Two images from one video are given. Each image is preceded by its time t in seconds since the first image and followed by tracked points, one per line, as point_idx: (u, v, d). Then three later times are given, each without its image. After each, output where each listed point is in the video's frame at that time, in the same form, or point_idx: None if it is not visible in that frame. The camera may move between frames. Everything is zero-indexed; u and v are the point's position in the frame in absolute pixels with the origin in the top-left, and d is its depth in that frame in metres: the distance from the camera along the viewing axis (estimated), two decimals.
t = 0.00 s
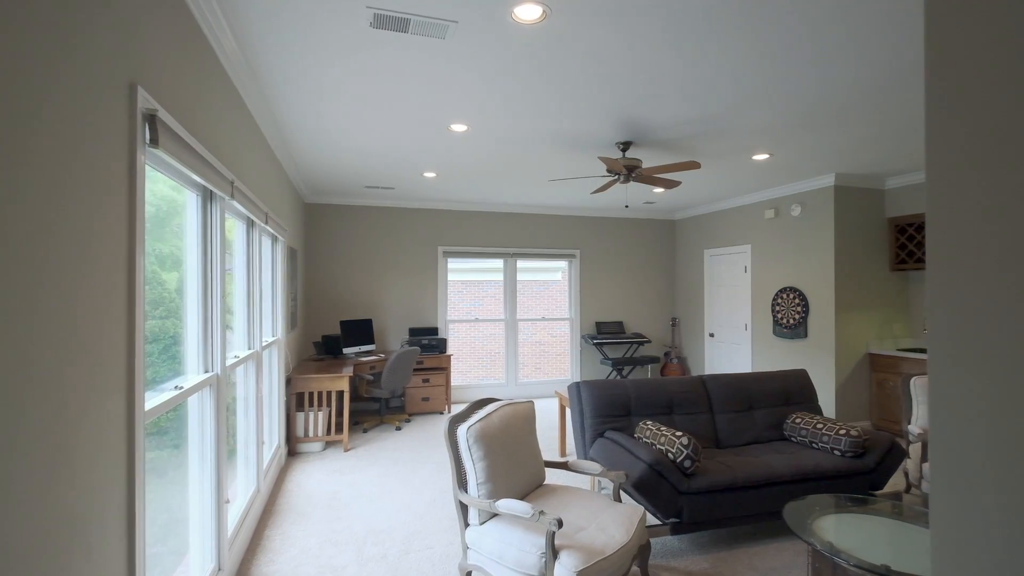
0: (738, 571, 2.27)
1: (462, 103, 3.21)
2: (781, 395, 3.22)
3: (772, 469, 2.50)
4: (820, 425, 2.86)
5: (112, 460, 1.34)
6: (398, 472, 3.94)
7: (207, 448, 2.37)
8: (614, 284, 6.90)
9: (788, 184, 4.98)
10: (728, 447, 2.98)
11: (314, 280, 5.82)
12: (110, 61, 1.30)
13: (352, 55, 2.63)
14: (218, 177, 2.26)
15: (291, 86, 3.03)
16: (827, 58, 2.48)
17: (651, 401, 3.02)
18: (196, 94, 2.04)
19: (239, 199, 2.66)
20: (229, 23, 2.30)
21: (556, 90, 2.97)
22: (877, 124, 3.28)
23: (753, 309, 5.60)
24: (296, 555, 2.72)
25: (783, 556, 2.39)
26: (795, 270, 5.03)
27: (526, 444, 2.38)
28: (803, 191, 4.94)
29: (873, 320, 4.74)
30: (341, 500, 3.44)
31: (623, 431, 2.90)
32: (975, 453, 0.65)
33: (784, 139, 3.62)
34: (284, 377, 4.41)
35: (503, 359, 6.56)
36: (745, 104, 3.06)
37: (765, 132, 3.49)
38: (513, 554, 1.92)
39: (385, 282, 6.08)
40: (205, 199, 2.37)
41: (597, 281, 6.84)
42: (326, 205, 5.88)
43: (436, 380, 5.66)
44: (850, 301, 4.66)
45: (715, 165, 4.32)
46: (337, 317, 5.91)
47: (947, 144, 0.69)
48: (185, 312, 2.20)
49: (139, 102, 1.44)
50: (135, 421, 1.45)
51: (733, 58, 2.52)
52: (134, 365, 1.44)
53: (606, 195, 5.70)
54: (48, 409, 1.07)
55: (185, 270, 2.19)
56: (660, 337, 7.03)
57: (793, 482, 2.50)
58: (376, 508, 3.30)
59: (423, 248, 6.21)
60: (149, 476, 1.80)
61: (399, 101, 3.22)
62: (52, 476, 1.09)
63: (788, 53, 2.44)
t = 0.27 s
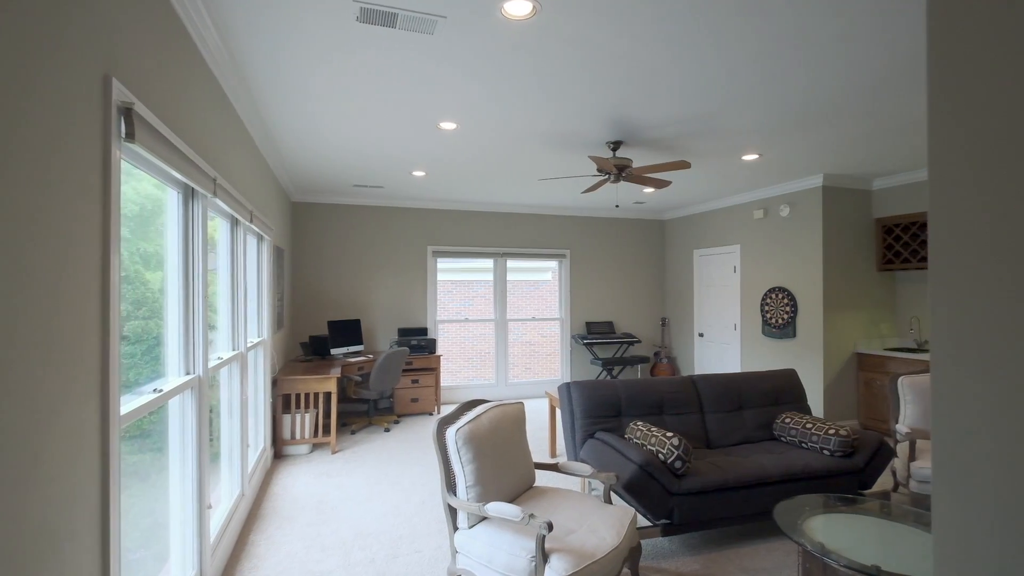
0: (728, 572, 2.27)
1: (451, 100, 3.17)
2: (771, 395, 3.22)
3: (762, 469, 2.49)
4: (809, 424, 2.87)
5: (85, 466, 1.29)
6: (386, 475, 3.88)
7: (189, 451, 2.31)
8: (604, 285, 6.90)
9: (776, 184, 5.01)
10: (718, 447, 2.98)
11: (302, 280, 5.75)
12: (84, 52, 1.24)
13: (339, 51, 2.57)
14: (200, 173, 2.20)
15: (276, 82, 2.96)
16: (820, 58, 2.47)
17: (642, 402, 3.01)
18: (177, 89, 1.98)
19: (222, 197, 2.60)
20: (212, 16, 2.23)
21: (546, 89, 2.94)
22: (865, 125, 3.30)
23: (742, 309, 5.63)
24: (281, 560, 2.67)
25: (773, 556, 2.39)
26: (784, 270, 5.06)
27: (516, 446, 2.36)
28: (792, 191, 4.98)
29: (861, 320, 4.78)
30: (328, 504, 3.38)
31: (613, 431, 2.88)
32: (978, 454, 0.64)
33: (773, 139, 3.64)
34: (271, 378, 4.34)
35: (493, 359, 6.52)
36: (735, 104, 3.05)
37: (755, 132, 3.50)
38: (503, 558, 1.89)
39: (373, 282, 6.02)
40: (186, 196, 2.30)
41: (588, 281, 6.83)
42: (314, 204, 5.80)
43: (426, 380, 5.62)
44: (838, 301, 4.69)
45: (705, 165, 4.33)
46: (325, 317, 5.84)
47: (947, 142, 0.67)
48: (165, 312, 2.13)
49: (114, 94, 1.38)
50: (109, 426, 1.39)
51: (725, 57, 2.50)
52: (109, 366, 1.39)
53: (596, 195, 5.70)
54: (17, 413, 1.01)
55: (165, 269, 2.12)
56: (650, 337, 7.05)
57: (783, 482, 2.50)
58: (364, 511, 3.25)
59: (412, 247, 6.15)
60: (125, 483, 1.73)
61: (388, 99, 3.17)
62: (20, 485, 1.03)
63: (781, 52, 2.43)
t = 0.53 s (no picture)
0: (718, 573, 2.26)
1: (440, 98, 3.12)
2: (760, 395, 3.23)
3: (752, 469, 2.49)
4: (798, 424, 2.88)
5: (56, 473, 1.23)
6: (374, 478, 3.83)
7: (168, 455, 2.24)
8: (594, 284, 6.90)
9: (765, 185, 5.04)
10: (707, 447, 2.98)
11: (288, 279, 5.67)
12: (54, 43, 1.19)
13: (325, 47, 2.53)
14: (181, 170, 2.14)
15: (261, 78, 2.90)
16: (811, 58, 2.47)
17: (632, 402, 3.00)
18: (155, 82, 1.92)
19: (204, 194, 2.53)
20: (192, 9, 2.17)
21: (536, 87, 2.91)
22: (853, 126, 3.32)
23: (731, 309, 5.66)
24: (266, 565, 2.61)
25: (763, 556, 2.38)
26: (772, 270, 5.09)
27: (505, 448, 2.33)
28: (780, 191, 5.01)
29: (848, 319, 4.82)
30: (314, 507, 3.32)
31: (603, 432, 2.87)
32: (978, 455, 0.62)
33: (762, 139, 3.65)
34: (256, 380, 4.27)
35: (483, 359, 6.49)
36: (725, 104, 3.05)
37: (744, 132, 3.50)
38: (491, 562, 1.87)
39: (362, 282, 5.95)
40: (166, 193, 2.24)
41: (577, 281, 6.83)
42: (301, 203, 5.72)
43: (414, 381, 5.57)
44: (825, 301, 4.73)
45: (695, 165, 4.33)
46: (312, 317, 5.76)
47: (949, 137, 0.66)
48: (144, 313, 2.06)
49: (86, 86, 1.32)
50: (82, 431, 1.34)
51: (716, 57, 2.49)
52: (82, 369, 1.33)
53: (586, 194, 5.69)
54: None
55: (144, 268, 2.06)
56: (639, 337, 7.06)
57: (773, 481, 2.50)
58: (351, 514, 3.20)
59: (401, 247, 6.10)
60: (100, 489, 1.67)
61: (376, 97, 3.13)
62: None
63: (773, 51, 2.41)
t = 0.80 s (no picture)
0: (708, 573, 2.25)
1: (428, 96, 3.09)
2: (748, 395, 3.23)
3: (742, 469, 2.49)
4: (787, 423, 2.88)
5: (24, 480, 1.18)
6: (361, 481, 3.78)
7: (147, 460, 2.17)
8: (583, 284, 6.90)
9: (753, 185, 5.07)
10: (697, 447, 2.98)
11: (274, 279, 5.58)
12: (21, 30, 1.13)
13: (312, 42, 2.47)
14: (160, 165, 2.08)
15: (245, 73, 2.83)
16: (801, 59, 2.47)
17: (622, 402, 2.99)
18: (133, 74, 1.85)
19: (185, 191, 2.46)
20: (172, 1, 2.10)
21: (526, 86, 2.89)
22: (841, 127, 3.33)
23: (719, 309, 5.69)
24: (249, 571, 2.55)
25: (752, 556, 2.38)
26: (761, 271, 5.12)
27: (494, 449, 2.30)
28: (767, 192, 5.04)
29: (834, 319, 4.86)
30: (300, 511, 3.26)
31: (592, 433, 2.85)
32: (984, 457, 0.61)
33: (750, 140, 3.66)
34: (240, 381, 4.19)
35: (472, 359, 6.45)
36: (714, 104, 3.05)
37: (733, 132, 3.51)
38: (480, 566, 1.84)
39: (349, 282, 5.89)
40: (145, 190, 2.18)
41: (567, 281, 6.82)
42: (287, 202, 5.64)
43: (402, 382, 5.51)
44: (812, 301, 4.77)
45: (684, 165, 4.34)
46: (298, 317, 5.68)
47: (952, 131, 0.65)
48: (121, 313, 2.00)
49: (58, 77, 1.27)
50: (52, 436, 1.28)
51: (707, 57, 2.49)
52: (51, 369, 1.27)
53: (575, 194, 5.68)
54: None
55: (122, 268, 2.00)
56: (628, 337, 7.07)
57: (762, 481, 2.50)
58: (337, 518, 3.15)
59: (389, 246, 6.04)
60: (78, 494, 1.62)
61: (363, 94, 3.08)
62: None
63: (764, 51, 2.41)
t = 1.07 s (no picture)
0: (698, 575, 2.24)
1: (416, 94, 3.05)
2: (737, 394, 3.24)
3: (731, 469, 2.49)
4: (775, 423, 2.89)
5: None
6: (347, 484, 3.72)
7: (124, 464, 2.10)
8: (572, 284, 6.89)
9: (741, 185, 5.10)
10: (686, 447, 2.98)
11: (259, 279, 5.50)
12: None
13: (298, 39, 2.43)
14: (138, 161, 2.02)
15: (228, 70, 2.77)
16: (789, 59, 2.47)
17: (611, 402, 2.97)
18: (109, 68, 1.80)
19: (164, 188, 2.39)
20: None
21: (515, 84, 2.86)
22: (829, 128, 3.36)
23: (707, 309, 5.71)
24: None
25: (741, 557, 2.38)
26: (748, 271, 5.16)
27: (482, 451, 2.27)
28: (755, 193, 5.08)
29: (820, 319, 4.91)
30: (284, 515, 3.20)
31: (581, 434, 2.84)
32: (987, 458, 0.61)
33: (739, 140, 3.68)
34: (223, 383, 4.11)
35: (461, 360, 6.41)
36: (703, 104, 3.06)
37: (721, 132, 3.52)
38: (468, 570, 1.81)
39: (336, 282, 5.82)
40: (122, 186, 2.11)
41: (556, 281, 6.80)
42: (273, 200, 5.56)
43: (390, 383, 5.45)
44: (799, 300, 4.80)
45: (672, 165, 4.35)
46: (284, 318, 5.59)
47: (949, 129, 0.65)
48: (97, 315, 1.93)
49: (25, 65, 1.22)
50: (18, 442, 1.22)
51: (698, 57, 2.48)
52: (17, 372, 1.21)
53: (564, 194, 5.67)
54: None
55: (98, 267, 1.94)
56: (617, 337, 7.08)
57: (751, 481, 2.50)
58: (323, 522, 3.10)
59: (377, 246, 5.98)
60: (55, 499, 1.58)
61: (349, 91, 3.03)
62: None
63: (753, 52, 2.42)
